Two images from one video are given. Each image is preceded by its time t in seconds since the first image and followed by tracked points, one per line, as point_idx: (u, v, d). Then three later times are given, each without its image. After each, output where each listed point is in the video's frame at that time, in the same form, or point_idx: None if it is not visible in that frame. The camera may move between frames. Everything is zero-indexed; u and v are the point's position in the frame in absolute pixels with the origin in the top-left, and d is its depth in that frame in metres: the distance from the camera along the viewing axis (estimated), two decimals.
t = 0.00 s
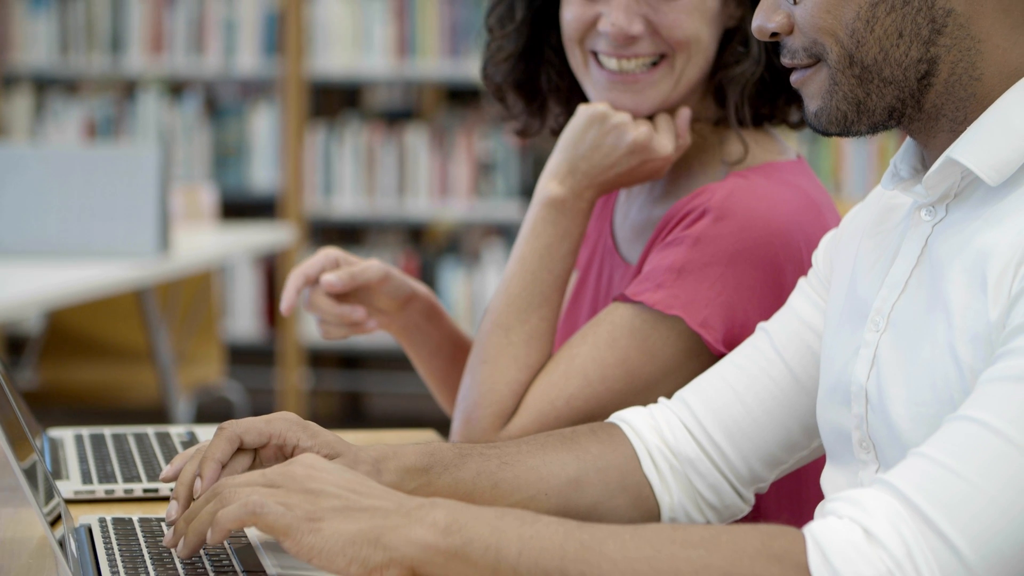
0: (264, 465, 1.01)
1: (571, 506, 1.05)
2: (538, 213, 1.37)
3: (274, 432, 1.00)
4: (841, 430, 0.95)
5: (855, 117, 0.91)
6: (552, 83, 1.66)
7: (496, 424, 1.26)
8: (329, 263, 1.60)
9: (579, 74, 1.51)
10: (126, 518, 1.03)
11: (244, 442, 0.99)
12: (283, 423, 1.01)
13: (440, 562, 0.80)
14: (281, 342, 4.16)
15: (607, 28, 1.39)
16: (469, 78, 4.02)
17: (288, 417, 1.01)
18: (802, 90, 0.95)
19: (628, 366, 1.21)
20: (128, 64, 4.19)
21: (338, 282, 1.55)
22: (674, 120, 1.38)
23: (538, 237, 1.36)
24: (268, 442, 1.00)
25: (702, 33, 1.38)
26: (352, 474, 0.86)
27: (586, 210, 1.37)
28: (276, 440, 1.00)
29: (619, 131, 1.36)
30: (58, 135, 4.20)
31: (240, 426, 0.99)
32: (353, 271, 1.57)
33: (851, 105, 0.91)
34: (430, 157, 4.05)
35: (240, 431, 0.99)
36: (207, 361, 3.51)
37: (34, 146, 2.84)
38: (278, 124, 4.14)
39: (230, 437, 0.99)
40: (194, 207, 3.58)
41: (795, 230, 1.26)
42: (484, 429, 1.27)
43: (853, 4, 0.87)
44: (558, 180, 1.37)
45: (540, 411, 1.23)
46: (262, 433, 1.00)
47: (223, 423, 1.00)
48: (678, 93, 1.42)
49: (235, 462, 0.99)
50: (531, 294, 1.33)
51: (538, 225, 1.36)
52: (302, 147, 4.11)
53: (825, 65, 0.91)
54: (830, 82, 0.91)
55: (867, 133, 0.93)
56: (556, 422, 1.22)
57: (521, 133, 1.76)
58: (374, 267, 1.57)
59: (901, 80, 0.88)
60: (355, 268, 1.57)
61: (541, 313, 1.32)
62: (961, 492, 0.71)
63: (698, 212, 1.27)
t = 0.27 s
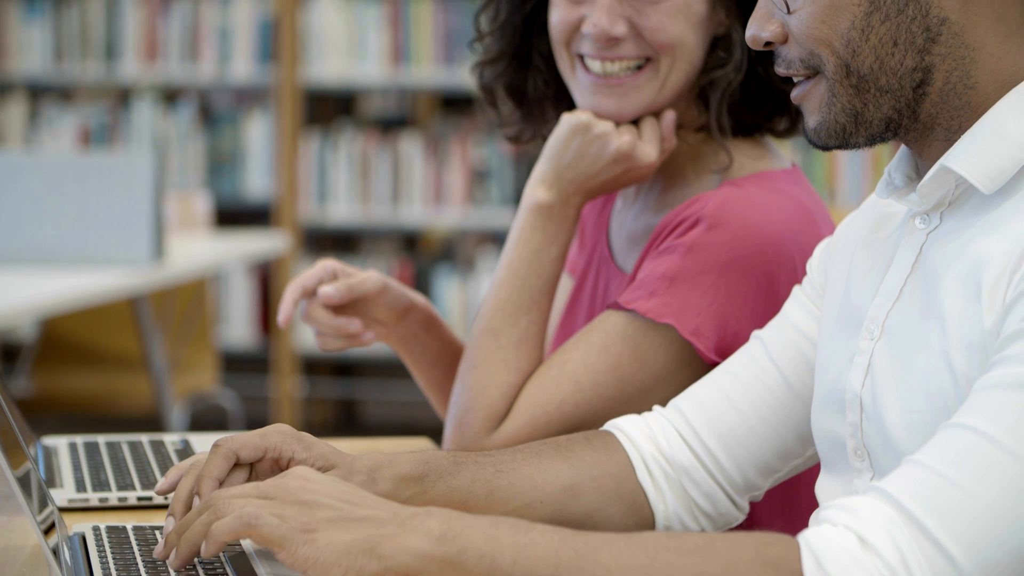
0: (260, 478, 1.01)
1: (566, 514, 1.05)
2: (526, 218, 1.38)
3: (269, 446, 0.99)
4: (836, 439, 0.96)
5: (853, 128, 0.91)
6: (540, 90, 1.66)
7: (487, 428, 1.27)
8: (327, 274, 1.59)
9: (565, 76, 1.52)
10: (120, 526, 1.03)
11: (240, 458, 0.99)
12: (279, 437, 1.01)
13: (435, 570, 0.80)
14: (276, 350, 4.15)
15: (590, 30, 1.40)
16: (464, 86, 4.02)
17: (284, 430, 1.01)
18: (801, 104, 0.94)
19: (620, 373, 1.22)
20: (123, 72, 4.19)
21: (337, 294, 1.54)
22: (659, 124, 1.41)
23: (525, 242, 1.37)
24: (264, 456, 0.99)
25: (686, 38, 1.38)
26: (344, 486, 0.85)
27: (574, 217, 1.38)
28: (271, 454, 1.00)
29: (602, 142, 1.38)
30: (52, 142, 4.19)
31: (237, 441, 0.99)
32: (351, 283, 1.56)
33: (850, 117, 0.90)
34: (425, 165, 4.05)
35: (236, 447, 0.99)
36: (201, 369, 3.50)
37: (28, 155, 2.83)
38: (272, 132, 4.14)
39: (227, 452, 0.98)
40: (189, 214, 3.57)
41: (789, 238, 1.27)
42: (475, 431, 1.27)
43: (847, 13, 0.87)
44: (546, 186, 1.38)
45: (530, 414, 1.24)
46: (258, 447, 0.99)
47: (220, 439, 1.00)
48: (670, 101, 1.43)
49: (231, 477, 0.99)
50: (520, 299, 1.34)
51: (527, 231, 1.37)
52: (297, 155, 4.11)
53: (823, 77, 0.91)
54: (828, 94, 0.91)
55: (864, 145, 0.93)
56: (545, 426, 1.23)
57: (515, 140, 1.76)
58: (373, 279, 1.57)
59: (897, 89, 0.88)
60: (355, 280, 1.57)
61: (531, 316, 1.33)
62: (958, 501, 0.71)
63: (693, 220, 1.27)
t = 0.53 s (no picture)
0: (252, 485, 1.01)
1: (559, 522, 1.05)
2: (522, 228, 1.38)
3: (262, 452, 1.01)
4: (830, 447, 0.96)
5: (845, 138, 0.91)
6: (536, 99, 1.67)
7: (480, 436, 1.27)
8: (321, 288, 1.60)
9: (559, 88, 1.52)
10: (113, 535, 1.02)
11: (233, 465, 0.99)
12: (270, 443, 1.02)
13: None
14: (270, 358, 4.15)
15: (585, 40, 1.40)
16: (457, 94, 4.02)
17: (275, 435, 1.02)
18: (793, 113, 0.94)
19: (614, 381, 1.22)
20: (117, 80, 4.19)
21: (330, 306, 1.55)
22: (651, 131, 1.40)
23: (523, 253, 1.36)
24: (257, 463, 1.00)
25: (682, 46, 1.39)
26: (339, 490, 0.86)
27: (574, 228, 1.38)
28: (264, 460, 1.01)
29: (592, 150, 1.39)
30: (46, 151, 4.19)
31: (229, 449, 0.99)
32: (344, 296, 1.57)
33: (841, 126, 0.90)
34: (418, 173, 4.05)
35: (228, 454, 0.99)
36: (195, 377, 3.50)
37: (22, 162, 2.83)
38: (266, 140, 4.15)
39: (219, 459, 0.99)
40: (182, 222, 3.57)
41: (783, 247, 1.27)
42: (469, 440, 1.27)
43: (840, 21, 0.87)
44: (541, 197, 1.39)
45: (525, 425, 1.24)
46: (251, 453, 1.00)
47: (210, 447, 1.00)
48: (663, 109, 1.43)
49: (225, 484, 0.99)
50: (515, 309, 1.34)
51: (524, 238, 1.37)
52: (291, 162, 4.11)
53: (815, 86, 0.91)
54: (820, 104, 0.91)
55: (856, 154, 0.93)
56: (539, 437, 1.23)
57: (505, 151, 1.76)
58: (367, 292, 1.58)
59: (889, 98, 0.88)
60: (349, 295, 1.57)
61: (526, 326, 1.33)
62: (951, 508, 0.72)
63: (687, 228, 1.28)
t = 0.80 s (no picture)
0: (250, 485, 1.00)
1: (553, 529, 1.05)
2: (510, 232, 1.39)
3: (258, 452, 0.99)
4: (825, 454, 0.96)
5: (837, 143, 0.91)
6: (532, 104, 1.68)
7: (475, 443, 1.27)
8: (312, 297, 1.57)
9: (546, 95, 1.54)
10: (107, 542, 1.02)
11: (229, 466, 0.99)
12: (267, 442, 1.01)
13: None
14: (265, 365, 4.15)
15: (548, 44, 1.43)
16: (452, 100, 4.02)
17: (272, 436, 1.01)
18: (786, 118, 0.94)
19: (609, 389, 1.22)
20: (111, 86, 4.19)
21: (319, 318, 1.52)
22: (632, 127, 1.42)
23: (510, 253, 1.38)
24: (252, 463, 0.99)
25: (651, 48, 1.39)
26: (332, 497, 0.86)
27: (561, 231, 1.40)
28: (259, 460, 0.99)
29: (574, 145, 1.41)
30: (41, 157, 4.19)
31: (226, 448, 0.99)
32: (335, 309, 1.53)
33: (833, 131, 0.91)
34: (413, 180, 4.05)
35: (224, 454, 0.99)
36: (190, 383, 3.50)
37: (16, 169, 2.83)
38: (260, 146, 4.15)
39: (215, 459, 0.98)
40: (177, 228, 3.57)
41: (779, 256, 1.28)
42: (464, 445, 1.28)
43: (833, 27, 0.88)
44: (527, 200, 1.40)
45: (520, 431, 1.24)
46: (247, 453, 0.99)
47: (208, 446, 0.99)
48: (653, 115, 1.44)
49: (221, 484, 0.98)
50: (507, 314, 1.35)
51: (514, 245, 1.38)
52: (285, 169, 4.11)
53: (808, 91, 0.91)
54: (813, 109, 0.91)
55: (848, 159, 0.93)
56: (536, 445, 1.24)
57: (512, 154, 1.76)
58: (359, 304, 1.55)
59: (882, 103, 0.88)
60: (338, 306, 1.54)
61: (516, 329, 1.34)
62: (945, 515, 0.72)
63: (683, 236, 1.28)
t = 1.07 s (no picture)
0: (251, 483, 1.00)
1: (547, 538, 1.06)
2: (506, 241, 1.40)
3: (259, 454, 0.99)
4: (820, 462, 0.96)
5: (833, 153, 0.91)
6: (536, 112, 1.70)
7: (471, 448, 1.27)
8: (302, 333, 1.55)
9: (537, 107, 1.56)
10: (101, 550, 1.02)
11: (232, 468, 0.98)
12: (268, 443, 1.00)
13: None
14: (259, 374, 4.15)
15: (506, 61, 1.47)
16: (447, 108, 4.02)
17: (273, 437, 1.00)
18: (781, 128, 0.95)
19: (604, 397, 1.23)
20: (106, 95, 4.19)
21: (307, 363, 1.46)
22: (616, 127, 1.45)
23: (506, 264, 1.38)
24: (254, 465, 0.99)
25: (597, 56, 1.39)
26: (321, 516, 0.85)
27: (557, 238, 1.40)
28: (261, 462, 0.99)
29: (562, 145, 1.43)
30: (35, 166, 4.18)
31: (228, 452, 0.97)
32: (321, 349, 1.48)
33: (829, 141, 0.91)
34: (408, 189, 4.05)
35: (228, 458, 0.97)
36: (184, 392, 3.49)
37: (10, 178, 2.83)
38: (255, 154, 4.15)
39: (218, 463, 0.97)
40: (171, 237, 3.56)
41: (774, 267, 1.28)
42: (459, 451, 1.28)
43: (829, 37, 0.88)
44: (523, 208, 1.41)
45: (514, 434, 1.24)
46: (248, 455, 0.98)
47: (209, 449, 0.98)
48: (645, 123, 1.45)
49: (224, 487, 0.98)
50: (500, 321, 1.35)
51: (512, 253, 1.39)
52: (280, 177, 4.11)
53: (804, 101, 0.91)
54: (809, 119, 0.91)
55: (844, 169, 0.94)
56: (527, 448, 1.24)
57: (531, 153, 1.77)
58: (346, 342, 1.51)
59: (878, 113, 0.89)
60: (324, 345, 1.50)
61: (511, 336, 1.34)
62: (939, 523, 0.72)
63: (679, 245, 1.28)
